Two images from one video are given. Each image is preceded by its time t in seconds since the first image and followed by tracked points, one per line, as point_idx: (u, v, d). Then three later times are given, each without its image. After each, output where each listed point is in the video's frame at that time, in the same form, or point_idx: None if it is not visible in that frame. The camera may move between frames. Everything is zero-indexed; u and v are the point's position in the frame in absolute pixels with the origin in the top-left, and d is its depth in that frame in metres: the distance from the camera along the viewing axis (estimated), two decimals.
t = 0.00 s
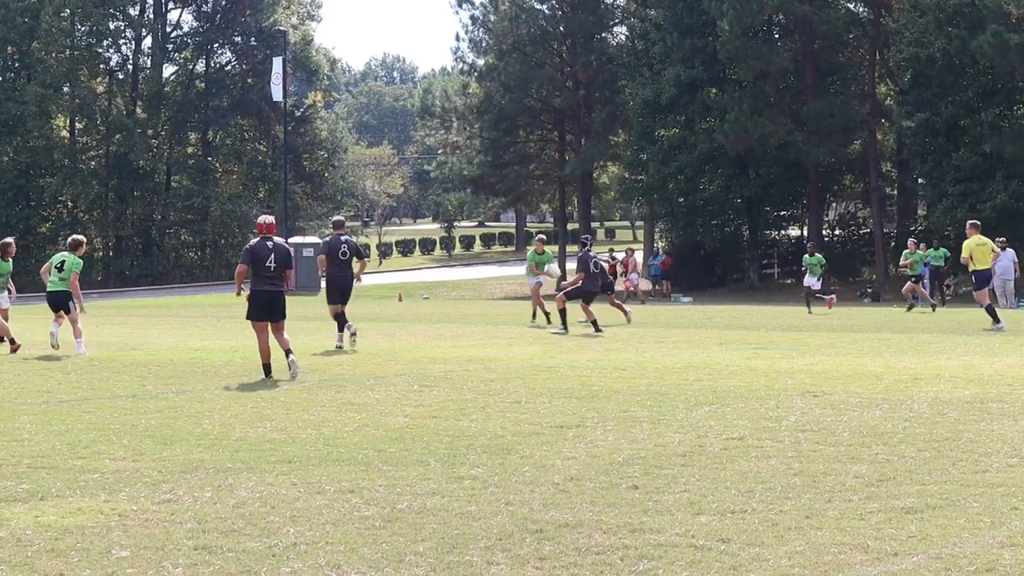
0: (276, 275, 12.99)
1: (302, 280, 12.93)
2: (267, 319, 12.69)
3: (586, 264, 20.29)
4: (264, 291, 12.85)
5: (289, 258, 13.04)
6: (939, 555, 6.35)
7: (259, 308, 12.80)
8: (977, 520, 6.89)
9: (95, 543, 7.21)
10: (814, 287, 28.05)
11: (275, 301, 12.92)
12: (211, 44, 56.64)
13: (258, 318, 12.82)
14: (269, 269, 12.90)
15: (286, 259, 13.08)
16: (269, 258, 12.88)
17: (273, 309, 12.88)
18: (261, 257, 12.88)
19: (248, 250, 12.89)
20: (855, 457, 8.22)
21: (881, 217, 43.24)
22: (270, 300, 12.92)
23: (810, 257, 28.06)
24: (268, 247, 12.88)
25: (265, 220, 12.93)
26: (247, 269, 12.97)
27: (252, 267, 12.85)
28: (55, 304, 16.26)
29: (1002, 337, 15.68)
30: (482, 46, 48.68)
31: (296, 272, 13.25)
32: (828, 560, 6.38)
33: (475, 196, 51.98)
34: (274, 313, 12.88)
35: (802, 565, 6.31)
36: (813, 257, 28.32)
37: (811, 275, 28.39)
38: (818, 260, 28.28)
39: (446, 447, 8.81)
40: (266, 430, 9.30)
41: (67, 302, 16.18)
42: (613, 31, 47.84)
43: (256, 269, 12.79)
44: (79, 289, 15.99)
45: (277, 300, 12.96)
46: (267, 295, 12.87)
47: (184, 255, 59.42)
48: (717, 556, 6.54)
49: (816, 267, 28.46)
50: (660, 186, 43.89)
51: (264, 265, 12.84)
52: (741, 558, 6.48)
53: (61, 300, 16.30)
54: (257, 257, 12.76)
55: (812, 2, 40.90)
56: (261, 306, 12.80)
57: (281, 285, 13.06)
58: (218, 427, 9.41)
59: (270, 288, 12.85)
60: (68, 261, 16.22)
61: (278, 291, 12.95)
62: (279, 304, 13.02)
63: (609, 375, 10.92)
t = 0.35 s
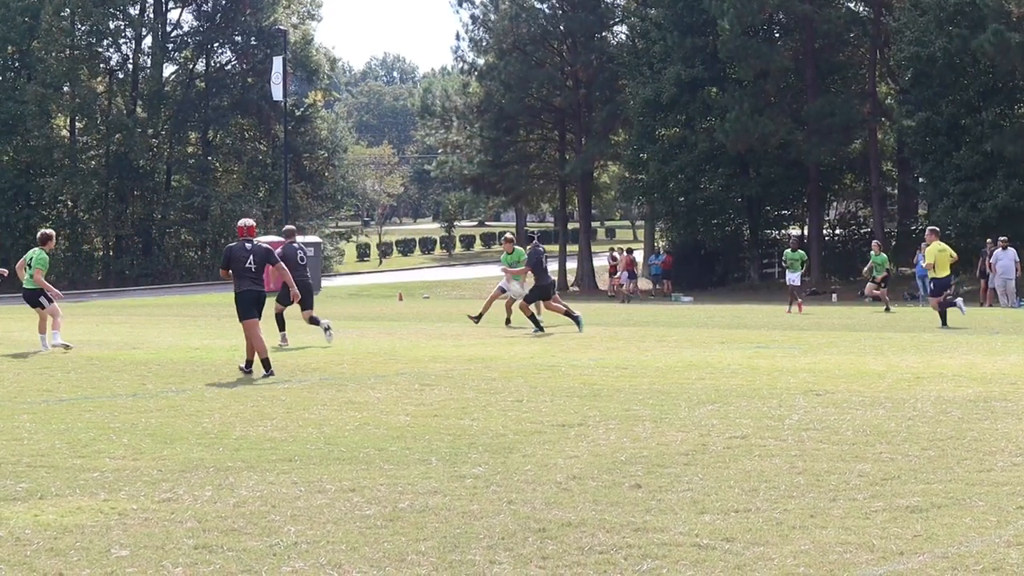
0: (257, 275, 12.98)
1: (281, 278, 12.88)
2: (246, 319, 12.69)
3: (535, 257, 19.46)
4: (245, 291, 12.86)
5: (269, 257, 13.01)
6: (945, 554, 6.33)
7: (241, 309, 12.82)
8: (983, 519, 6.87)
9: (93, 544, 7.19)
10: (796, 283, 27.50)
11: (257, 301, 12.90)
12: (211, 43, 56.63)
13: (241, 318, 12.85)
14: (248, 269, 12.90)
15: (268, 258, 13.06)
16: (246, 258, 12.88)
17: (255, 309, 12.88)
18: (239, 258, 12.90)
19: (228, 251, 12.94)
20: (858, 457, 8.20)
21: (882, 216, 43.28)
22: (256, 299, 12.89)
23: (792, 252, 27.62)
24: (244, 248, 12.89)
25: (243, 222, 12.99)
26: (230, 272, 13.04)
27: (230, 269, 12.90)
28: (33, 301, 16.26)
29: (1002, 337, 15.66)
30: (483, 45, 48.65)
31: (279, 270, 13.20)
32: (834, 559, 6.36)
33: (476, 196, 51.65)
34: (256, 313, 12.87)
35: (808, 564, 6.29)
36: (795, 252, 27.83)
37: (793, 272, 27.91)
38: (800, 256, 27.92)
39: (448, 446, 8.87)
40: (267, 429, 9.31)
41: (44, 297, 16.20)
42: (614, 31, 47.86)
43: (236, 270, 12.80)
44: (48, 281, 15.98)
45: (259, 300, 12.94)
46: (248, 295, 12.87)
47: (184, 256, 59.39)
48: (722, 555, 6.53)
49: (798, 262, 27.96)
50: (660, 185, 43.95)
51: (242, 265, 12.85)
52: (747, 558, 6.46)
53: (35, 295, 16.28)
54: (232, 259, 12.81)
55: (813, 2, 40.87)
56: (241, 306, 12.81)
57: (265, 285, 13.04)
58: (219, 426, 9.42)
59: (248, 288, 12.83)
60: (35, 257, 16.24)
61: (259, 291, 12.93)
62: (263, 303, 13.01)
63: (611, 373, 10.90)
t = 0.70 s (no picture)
0: (241, 270, 13.29)
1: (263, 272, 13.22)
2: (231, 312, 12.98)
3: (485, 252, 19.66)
4: (226, 287, 13.17)
5: (251, 254, 13.33)
6: (954, 556, 6.32)
7: (225, 303, 13.11)
8: (991, 519, 6.86)
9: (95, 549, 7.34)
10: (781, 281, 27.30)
11: (240, 295, 13.19)
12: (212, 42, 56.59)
13: (225, 313, 13.12)
14: (231, 264, 13.20)
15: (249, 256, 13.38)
16: (230, 254, 13.18)
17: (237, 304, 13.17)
18: (223, 254, 13.20)
19: (211, 248, 13.25)
20: (864, 457, 8.20)
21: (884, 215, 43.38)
22: (237, 295, 13.20)
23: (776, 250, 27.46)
24: (228, 245, 13.19)
25: (226, 219, 13.30)
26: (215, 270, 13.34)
27: (214, 266, 13.19)
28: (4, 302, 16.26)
29: (1005, 336, 15.62)
30: (484, 44, 48.45)
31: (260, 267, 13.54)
32: (841, 560, 6.37)
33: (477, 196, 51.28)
34: (240, 308, 13.17)
35: (815, 565, 6.32)
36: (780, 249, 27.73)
37: (777, 269, 27.68)
38: (784, 254, 27.74)
39: (451, 445, 8.93)
40: (269, 429, 9.32)
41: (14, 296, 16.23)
42: (616, 29, 47.97)
43: (219, 265, 13.10)
44: (20, 277, 16.11)
45: (243, 295, 13.24)
46: (232, 290, 13.16)
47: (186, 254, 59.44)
48: (728, 556, 6.58)
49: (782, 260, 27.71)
50: (662, 184, 44.05)
51: (226, 261, 13.14)
52: (754, 559, 6.52)
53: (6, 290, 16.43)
54: (216, 256, 13.09)
55: None
56: (225, 302, 13.08)
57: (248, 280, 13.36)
58: (221, 425, 9.44)
59: (232, 283, 13.14)
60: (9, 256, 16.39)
61: (243, 287, 13.24)
62: (246, 299, 13.32)
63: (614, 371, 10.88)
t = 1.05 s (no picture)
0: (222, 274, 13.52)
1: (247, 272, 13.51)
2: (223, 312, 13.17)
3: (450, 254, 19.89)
4: (209, 292, 13.32)
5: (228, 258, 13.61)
6: (972, 558, 6.48)
7: (212, 307, 13.27)
8: (1008, 520, 6.97)
9: (106, 547, 8.02)
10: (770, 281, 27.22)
11: (225, 299, 13.39)
12: (218, 40, 56.84)
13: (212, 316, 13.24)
14: (212, 269, 13.41)
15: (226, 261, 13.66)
16: (212, 258, 13.42)
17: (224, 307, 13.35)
18: (203, 260, 13.38)
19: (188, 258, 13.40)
20: (878, 457, 8.32)
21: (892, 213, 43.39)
22: (222, 298, 13.37)
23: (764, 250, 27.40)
24: (209, 250, 13.41)
25: (198, 228, 13.54)
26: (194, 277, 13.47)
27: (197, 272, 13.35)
28: None
29: (1015, 336, 15.57)
30: (490, 42, 48.77)
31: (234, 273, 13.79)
32: (859, 562, 6.57)
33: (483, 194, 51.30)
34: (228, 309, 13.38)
35: (831, 567, 6.54)
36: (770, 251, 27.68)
37: (766, 270, 27.59)
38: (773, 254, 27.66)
39: (461, 446, 8.99)
40: (278, 429, 9.33)
41: None
42: (622, 28, 48.02)
43: (203, 270, 13.28)
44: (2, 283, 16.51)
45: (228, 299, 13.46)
46: (217, 293, 13.35)
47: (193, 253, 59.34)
48: (744, 558, 6.82)
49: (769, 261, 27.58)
50: (669, 182, 44.09)
51: (210, 265, 13.35)
52: (771, 561, 6.73)
53: None
54: (200, 261, 13.27)
55: None
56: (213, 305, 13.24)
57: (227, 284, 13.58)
58: (230, 425, 9.41)
59: (220, 285, 13.35)
60: None
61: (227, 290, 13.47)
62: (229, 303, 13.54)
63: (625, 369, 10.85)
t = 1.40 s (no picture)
0: (213, 278, 13.19)
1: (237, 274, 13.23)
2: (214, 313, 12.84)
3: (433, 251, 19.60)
4: (200, 296, 12.94)
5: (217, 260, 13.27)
6: (1017, 560, 6.63)
7: (204, 312, 12.91)
8: None
9: (147, 548, 8.12)
10: (782, 279, 27.34)
11: (217, 302, 13.06)
12: (242, 39, 56.79)
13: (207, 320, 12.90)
14: (203, 274, 13.05)
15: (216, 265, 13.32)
16: (200, 262, 13.08)
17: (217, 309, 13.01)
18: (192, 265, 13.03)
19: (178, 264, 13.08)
20: (918, 457, 8.48)
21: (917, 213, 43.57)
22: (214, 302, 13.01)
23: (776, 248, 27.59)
24: (195, 252, 13.03)
25: (184, 232, 13.16)
26: (183, 285, 13.16)
27: (187, 276, 13.01)
28: None
29: None
30: (515, 41, 48.98)
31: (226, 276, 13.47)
32: (905, 563, 6.68)
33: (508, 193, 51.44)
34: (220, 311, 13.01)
35: (878, 568, 6.64)
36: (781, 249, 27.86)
37: (777, 269, 27.70)
38: (785, 252, 27.87)
39: (498, 445, 9.02)
40: (314, 428, 9.27)
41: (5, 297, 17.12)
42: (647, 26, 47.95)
43: (193, 275, 12.96)
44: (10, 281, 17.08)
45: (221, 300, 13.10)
46: (209, 298, 12.99)
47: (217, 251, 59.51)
48: (789, 559, 6.90)
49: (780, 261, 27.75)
50: (695, 181, 44.07)
51: (197, 267, 13.00)
52: (816, 562, 6.81)
53: None
54: (188, 265, 12.94)
55: None
56: (205, 308, 12.90)
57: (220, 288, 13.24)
58: (263, 425, 9.33)
59: (210, 288, 12.99)
60: None
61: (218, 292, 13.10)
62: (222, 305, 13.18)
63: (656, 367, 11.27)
